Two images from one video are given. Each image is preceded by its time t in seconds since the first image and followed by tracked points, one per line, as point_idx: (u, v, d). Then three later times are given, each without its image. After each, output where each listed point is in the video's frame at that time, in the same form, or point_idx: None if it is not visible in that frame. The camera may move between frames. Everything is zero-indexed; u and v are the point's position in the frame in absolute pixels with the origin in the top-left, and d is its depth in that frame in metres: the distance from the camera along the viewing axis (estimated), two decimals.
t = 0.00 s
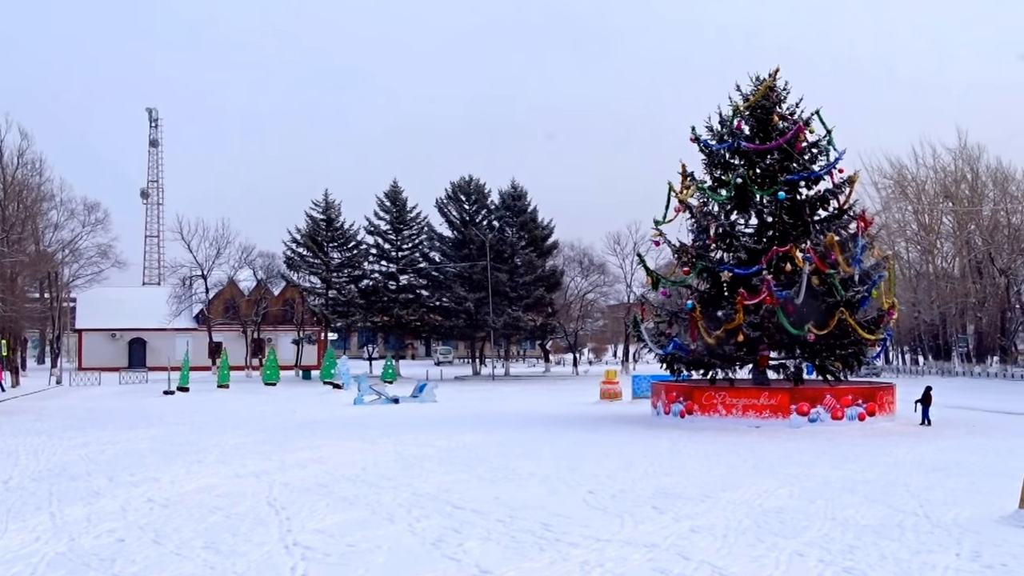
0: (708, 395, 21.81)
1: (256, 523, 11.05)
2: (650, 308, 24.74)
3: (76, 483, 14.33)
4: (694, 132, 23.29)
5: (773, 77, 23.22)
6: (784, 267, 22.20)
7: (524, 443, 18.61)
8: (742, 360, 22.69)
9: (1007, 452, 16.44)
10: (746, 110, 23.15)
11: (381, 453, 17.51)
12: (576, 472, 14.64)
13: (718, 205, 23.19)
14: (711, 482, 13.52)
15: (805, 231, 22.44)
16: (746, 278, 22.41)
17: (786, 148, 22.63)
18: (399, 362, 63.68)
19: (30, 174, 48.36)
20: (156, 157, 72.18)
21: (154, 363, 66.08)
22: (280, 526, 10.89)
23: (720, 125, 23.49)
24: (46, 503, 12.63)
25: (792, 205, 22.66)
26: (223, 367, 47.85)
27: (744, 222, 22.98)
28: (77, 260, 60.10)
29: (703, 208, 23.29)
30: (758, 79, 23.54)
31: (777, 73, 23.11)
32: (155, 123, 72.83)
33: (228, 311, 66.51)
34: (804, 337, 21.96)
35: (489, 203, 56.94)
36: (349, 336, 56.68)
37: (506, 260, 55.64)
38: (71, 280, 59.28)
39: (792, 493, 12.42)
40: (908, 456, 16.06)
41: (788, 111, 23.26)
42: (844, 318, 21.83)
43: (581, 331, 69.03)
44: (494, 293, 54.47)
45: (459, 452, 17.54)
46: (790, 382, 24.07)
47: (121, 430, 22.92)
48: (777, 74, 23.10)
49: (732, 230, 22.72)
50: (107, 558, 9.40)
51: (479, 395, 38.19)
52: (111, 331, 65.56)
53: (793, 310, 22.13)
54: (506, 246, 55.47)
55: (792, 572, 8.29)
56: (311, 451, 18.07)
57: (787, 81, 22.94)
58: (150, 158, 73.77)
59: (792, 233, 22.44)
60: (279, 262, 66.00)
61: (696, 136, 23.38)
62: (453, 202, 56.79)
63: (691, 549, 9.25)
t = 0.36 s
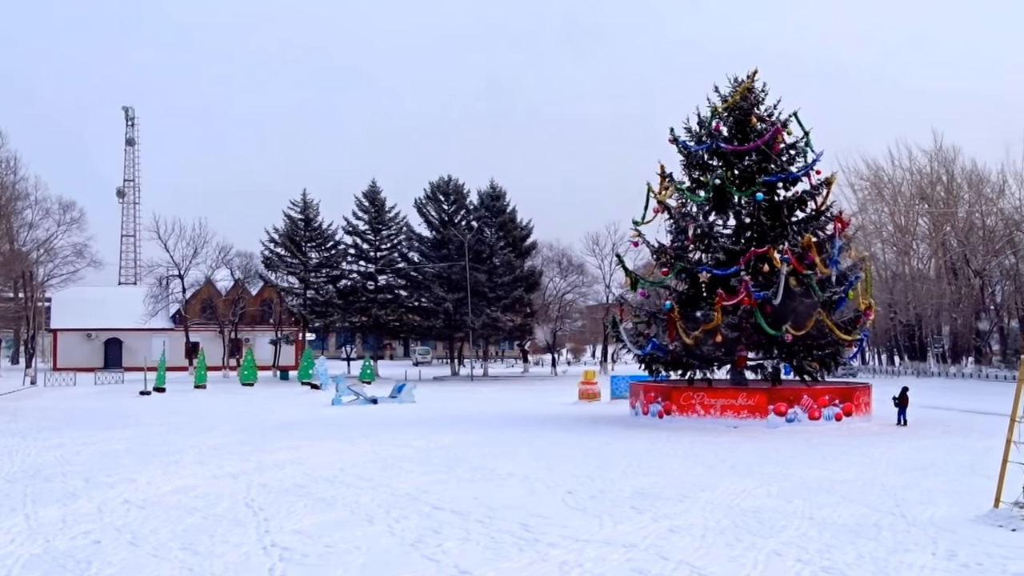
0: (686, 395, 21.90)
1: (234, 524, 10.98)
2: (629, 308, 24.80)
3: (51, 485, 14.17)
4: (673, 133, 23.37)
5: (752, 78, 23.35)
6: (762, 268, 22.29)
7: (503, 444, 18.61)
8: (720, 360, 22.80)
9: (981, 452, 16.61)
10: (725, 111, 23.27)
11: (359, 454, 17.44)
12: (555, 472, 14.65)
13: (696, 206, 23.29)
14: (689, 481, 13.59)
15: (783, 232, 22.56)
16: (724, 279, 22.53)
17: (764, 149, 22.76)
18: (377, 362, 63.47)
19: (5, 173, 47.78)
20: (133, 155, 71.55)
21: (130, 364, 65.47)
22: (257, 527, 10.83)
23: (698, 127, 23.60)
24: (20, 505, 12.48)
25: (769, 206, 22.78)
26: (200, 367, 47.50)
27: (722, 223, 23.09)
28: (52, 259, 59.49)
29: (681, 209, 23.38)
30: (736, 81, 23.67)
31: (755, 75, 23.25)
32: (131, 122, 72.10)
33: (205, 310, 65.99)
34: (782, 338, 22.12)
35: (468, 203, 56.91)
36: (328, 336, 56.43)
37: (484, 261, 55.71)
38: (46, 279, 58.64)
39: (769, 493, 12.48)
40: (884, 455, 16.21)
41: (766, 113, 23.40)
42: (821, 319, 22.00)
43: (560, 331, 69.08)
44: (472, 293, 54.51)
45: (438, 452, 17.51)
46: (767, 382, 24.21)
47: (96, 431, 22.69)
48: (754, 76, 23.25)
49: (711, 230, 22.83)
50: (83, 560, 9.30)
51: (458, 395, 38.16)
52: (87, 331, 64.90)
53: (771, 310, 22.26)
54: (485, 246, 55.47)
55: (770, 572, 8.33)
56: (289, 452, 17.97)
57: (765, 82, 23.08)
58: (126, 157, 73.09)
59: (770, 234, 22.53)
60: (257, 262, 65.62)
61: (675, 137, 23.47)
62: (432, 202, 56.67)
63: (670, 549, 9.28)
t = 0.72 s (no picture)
0: (664, 396, 21.97)
1: (210, 525, 10.90)
2: (607, 309, 24.90)
3: (25, 486, 14.01)
4: (651, 134, 23.46)
5: (729, 80, 23.48)
6: (739, 269, 22.37)
7: (482, 444, 18.60)
8: (697, 361, 22.90)
9: (955, 451, 16.78)
10: (703, 112, 23.38)
11: (338, 454, 17.37)
12: (534, 472, 14.66)
13: (674, 207, 23.38)
14: (667, 481, 13.64)
15: (760, 233, 22.67)
16: (702, 279, 22.64)
17: (741, 150, 22.88)
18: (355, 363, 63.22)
19: None
20: (108, 154, 70.89)
21: (106, 364, 64.80)
22: (234, 528, 10.76)
23: (676, 128, 23.70)
24: None
25: (747, 208, 22.89)
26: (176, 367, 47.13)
27: (700, 224, 23.21)
28: (26, 259, 58.83)
29: (659, 210, 23.46)
30: (714, 82, 23.79)
31: (733, 77, 23.38)
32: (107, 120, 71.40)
33: (182, 310, 65.52)
34: (759, 338, 22.28)
35: (447, 203, 56.86)
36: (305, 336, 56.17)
37: (463, 261, 55.60)
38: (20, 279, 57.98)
39: (747, 492, 12.54)
40: (860, 455, 16.32)
41: (744, 114, 23.53)
42: (797, 319, 22.17)
43: (538, 331, 69.14)
44: (451, 294, 54.38)
45: (417, 453, 17.48)
46: (745, 382, 24.32)
47: (71, 431, 22.49)
48: (732, 78, 23.38)
49: (688, 231, 22.93)
50: (58, 562, 9.20)
51: (436, 395, 38.12)
52: (62, 331, 64.19)
53: (748, 311, 22.39)
54: (463, 247, 55.43)
55: (747, 571, 8.36)
56: (266, 453, 17.86)
57: (742, 84, 23.22)
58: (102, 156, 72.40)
59: (747, 235, 22.64)
60: (234, 262, 65.20)
61: (653, 138, 23.55)
62: (410, 203, 56.54)
63: (648, 549, 9.31)
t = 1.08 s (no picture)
0: (642, 396, 22.05)
1: (187, 526, 10.82)
2: (585, 309, 24.97)
3: None
4: (630, 135, 23.54)
5: (707, 81, 23.60)
6: (717, 269, 22.34)
7: (460, 445, 18.57)
8: (675, 361, 22.92)
9: (930, 451, 16.95)
10: (681, 113, 23.48)
11: (315, 455, 17.28)
12: (511, 473, 14.66)
13: (653, 207, 23.46)
14: (645, 481, 13.66)
15: (737, 234, 22.75)
16: (680, 280, 22.71)
17: (719, 151, 22.98)
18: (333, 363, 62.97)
19: None
20: (84, 153, 70.19)
21: (81, 364, 64.06)
22: (212, 529, 10.68)
23: (655, 129, 23.79)
24: None
25: (725, 209, 23.02)
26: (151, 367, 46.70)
27: (678, 224, 23.30)
28: None
29: (638, 211, 23.53)
30: (692, 84, 23.91)
31: (710, 78, 23.50)
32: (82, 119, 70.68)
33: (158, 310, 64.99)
34: (737, 338, 22.39)
35: (425, 203, 56.89)
36: (283, 336, 55.88)
37: (441, 261, 55.55)
38: None
39: (724, 493, 12.60)
40: (837, 455, 16.43)
41: (722, 115, 23.65)
42: (775, 320, 22.29)
43: (516, 332, 69.13)
44: (429, 294, 54.29)
45: (395, 453, 17.41)
46: (722, 383, 24.42)
47: (45, 432, 22.28)
48: (710, 79, 23.50)
49: (666, 232, 23.04)
50: (33, 563, 9.11)
51: (414, 395, 38.02)
52: (36, 331, 63.37)
53: (726, 311, 22.47)
54: (442, 246, 55.36)
55: (725, 571, 8.40)
56: (243, 453, 17.74)
57: (720, 85, 23.33)
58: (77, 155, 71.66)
59: (725, 236, 22.73)
60: (211, 262, 64.75)
61: (632, 139, 23.64)
62: (388, 203, 56.44)
63: (627, 549, 9.33)
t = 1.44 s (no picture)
0: (620, 396, 22.11)
1: (163, 527, 10.73)
2: (564, 309, 24.98)
3: None
4: (608, 135, 23.61)
5: (685, 82, 23.69)
6: (695, 270, 22.47)
7: (439, 445, 18.52)
8: (653, 361, 22.96)
9: (905, 451, 17.11)
10: (659, 114, 23.57)
11: (293, 455, 17.18)
12: (490, 473, 14.64)
13: (631, 208, 23.53)
14: (623, 482, 13.69)
15: (716, 235, 22.86)
16: (658, 280, 22.80)
17: (697, 152, 23.08)
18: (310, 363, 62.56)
19: None
20: (59, 151, 69.42)
21: (56, 364, 63.28)
22: (188, 530, 10.58)
23: (633, 129, 23.87)
24: None
25: (703, 209, 23.12)
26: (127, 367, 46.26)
27: (656, 225, 23.38)
28: None
29: (616, 211, 23.58)
30: (670, 84, 24.00)
31: (689, 79, 23.59)
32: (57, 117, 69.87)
33: (134, 310, 64.41)
34: (714, 339, 22.51)
35: (403, 203, 56.60)
36: (260, 336, 55.54)
37: (419, 261, 55.45)
38: None
39: (702, 493, 12.65)
40: (813, 455, 16.52)
41: (700, 116, 23.75)
42: (752, 320, 22.42)
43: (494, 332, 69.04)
44: (407, 294, 54.10)
45: (373, 454, 17.33)
46: (700, 383, 24.50)
47: (18, 433, 22.03)
48: (688, 80, 23.59)
49: (645, 233, 23.11)
50: (6, 565, 8.99)
51: (392, 395, 37.88)
52: (9, 331, 62.62)
53: (704, 311, 22.58)
54: (419, 247, 55.29)
55: (703, 570, 8.44)
56: (220, 454, 17.60)
57: (698, 86, 23.44)
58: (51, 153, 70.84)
59: (703, 237, 22.81)
60: (187, 262, 64.25)
61: (610, 140, 23.71)
62: (366, 202, 56.24)
63: (605, 549, 9.35)
